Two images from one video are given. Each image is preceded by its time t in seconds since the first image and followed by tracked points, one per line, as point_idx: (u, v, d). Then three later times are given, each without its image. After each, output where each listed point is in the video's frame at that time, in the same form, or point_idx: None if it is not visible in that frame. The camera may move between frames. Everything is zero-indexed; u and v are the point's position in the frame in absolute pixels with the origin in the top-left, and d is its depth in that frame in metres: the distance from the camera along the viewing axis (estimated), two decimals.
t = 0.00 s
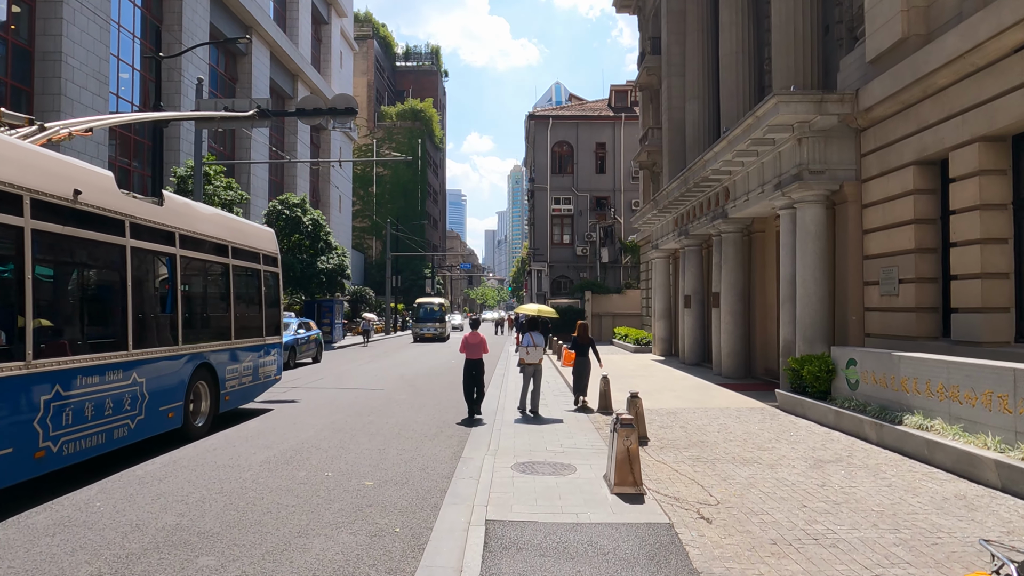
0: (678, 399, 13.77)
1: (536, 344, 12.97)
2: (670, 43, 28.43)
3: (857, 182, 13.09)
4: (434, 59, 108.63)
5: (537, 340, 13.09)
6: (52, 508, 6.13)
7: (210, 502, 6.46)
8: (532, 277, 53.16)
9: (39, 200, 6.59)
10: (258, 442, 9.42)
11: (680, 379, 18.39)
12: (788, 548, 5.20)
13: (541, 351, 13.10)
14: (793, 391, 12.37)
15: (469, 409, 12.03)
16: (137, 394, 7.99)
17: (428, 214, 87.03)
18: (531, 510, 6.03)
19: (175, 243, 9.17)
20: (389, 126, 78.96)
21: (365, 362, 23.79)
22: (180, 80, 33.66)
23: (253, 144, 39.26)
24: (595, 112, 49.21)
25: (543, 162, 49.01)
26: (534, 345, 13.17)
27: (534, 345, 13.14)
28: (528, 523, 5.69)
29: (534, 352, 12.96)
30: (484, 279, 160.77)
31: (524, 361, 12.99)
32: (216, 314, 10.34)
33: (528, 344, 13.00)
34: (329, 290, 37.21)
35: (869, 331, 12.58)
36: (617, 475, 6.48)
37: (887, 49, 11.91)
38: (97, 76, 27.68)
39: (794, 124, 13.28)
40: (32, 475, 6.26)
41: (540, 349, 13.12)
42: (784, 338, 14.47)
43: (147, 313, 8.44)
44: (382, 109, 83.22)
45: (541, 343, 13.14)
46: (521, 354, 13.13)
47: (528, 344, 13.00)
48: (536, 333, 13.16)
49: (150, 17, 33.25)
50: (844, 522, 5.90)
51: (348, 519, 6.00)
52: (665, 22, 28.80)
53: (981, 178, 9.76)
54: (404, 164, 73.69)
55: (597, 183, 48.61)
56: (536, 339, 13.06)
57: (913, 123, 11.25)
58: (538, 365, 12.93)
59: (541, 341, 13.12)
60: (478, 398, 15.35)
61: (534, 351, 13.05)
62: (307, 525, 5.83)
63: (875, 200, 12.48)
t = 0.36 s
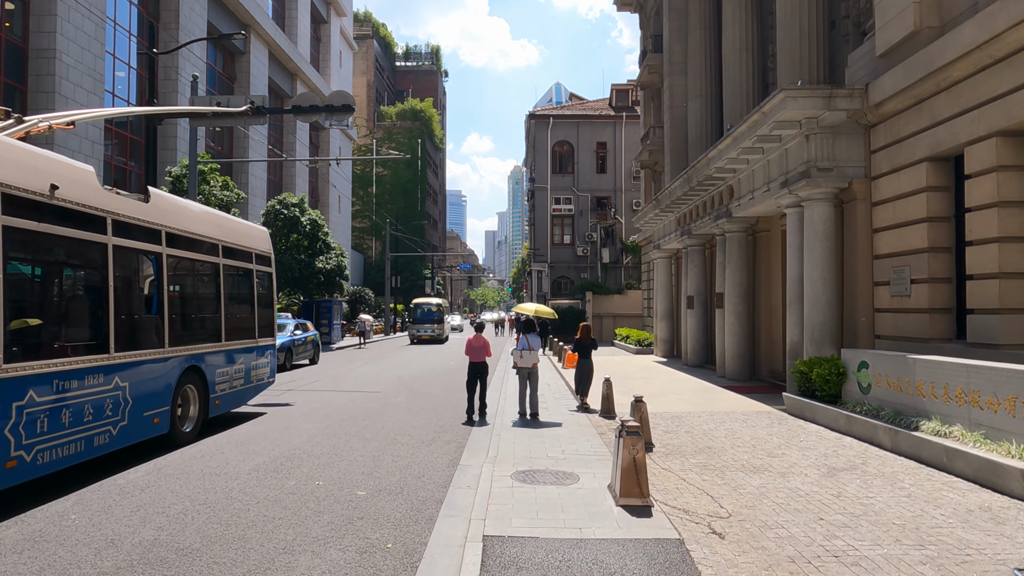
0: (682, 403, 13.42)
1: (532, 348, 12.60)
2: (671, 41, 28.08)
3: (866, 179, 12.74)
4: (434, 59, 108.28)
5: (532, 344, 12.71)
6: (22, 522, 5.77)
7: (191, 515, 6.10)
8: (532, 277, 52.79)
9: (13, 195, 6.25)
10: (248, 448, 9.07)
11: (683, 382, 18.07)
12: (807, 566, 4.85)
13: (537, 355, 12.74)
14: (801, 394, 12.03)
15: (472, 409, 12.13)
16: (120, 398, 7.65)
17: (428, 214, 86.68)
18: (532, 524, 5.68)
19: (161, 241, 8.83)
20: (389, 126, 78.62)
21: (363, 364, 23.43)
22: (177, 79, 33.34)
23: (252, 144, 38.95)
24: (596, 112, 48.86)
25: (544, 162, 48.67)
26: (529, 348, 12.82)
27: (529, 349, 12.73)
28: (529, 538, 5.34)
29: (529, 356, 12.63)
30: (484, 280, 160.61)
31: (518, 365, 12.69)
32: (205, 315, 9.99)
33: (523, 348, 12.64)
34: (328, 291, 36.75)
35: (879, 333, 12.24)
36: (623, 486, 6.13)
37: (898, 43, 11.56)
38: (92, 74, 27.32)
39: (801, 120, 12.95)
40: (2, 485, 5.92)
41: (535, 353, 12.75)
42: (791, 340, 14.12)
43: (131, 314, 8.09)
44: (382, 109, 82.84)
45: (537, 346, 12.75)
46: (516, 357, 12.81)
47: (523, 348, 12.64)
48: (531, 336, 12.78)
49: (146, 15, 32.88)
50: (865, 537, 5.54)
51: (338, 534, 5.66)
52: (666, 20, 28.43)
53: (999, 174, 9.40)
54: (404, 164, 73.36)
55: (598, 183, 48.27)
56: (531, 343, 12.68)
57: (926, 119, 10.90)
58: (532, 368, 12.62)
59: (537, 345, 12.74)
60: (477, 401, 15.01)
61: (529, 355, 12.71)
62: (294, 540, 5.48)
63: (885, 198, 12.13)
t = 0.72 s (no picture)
0: (686, 404, 13.08)
1: (530, 348, 12.30)
2: (673, 38, 27.75)
3: (875, 175, 12.41)
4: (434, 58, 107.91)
5: (530, 343, 12.41)
6: None
7: (169, 525, 5.77)
8: (532, 277, 52.44)
9: None
10: (237, 452, 8.72)
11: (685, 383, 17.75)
12: None
13: (535, 355, 12.42)
14: (808, 396, 11.69)
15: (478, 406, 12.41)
16: (100, 401, 7.33)
17: (428, 214, 86.35)
18: (530, 536, 5.36)
19: (146, 237, 8.51)
20: (389, 126, 78.28)
21: (360, 364, 23.09)
22: (174, 76, 33.03)
23: (250, 143, 38.62)
24: (597, 111, 48.52)
25: (545, 161, 48.35)
26: (527, 349, 12.51)
27: (528, 349, 12.43)
28: (527, 552, 5.00)
29: (528, 356, 12.34)
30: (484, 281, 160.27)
31: (516, 365, 12.38)
32: (193, 315, 9.67)
33: (521, 347, 12.33)
34: (326, 291, 36.36)
35: (888, 332, 11.91)
36: (627, 495, 5.81)
37: (908, 34, 11.25)
38: (87, 71, 27.00)
39: (808, 114, 12.62)
40: None
41: (533, 353, 12.44)
42: (797, 341, 13.78)
43: (112, 313, 7.77)
44: (382, 109, 82.52)
45: (535, 346, 12.46)
46: (514, 358, 12.50)
47: (522, 347, 12.32)
48: (530, 336, 12.47)
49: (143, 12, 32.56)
50: (885, 550, 5.20)
51: (325, 545, 5.32)
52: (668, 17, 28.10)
53: (1016, 168, 9.07)
54: (404, 164, 73.01)
55: (599, 182, 47.94)
56: (530, 343, 12.39)
57: (939, 111, 10.58)
58: (531, 370, 12.27)
59: (535, 344, 12.43)
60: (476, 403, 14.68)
61: (528, 355, 12.40)
62: (276, 553, 5.15)
63: (895, 194, 11.80)
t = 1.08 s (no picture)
0: (691, 407, 12.77)
1: (534, 350, 11.94)
2: (675, 36, 27.41)
3: (884, 171, 12.10)
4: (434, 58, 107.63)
5: (533, 345, 12.05)
6: None
7: (147, 538, 5.45)
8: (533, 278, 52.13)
9: None
10: (226, 458, 8.41)
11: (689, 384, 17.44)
12: None
13: (538, 357, 12.07)
14: (817, 399, 11.36)
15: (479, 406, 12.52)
16: (81, 405, 7.02)
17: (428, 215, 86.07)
18: (530, 550, 5.04)
19: (131, 235, 8.19)
20: (389, 126, 77.95)
21: (359, 366, 22.79)
22: (171, 75, 32.73)
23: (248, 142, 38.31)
24: (598, 110, 48.20)
25: (546, 160, 48.03)
26: (531, 350, 12.15)
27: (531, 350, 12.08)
28: (528, 569, 4.68)
29: (531, 358, 11.99)
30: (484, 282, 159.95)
31: (519, 367, 12.05)
32: (182, 315, 9.36)
33: (525, 349, 11.98)
34: (326, 291, 36.05)
35: (899, 333, 11.59)
36: (633, 505, 5.48)
37: (919, 26, 10.93)
38: (83, 69, 26.67)
39: (816, 109, 12.30)
40: None
41: (537, 355, 12.09)
42: (805, 342, 13.46)
43: (94, 314, 7.46)
44: (382, 109, 82.21)
45: (539, 348, 12.10)
46: (517, 359, 12.19)
47: (524, 349, 11.98)
48: (534, 338, 12.08)
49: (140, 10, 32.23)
50: (910, 565, 4.87)
51: (312, 560, 5.00)
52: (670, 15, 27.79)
53: None
54: (404, 164, 72.69)
55: (600, 182, 47.62)
56: (533, 345, 12.02)
57: (953, 105, 10.26)
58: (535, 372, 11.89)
59: (539, 346, 12.07)
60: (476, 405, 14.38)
61: (531, 357, 12.06)
62: (260, 569, 4.83)
63: (906, 191, 11.49)
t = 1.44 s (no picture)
0: (697, 407, 12.46)
1: (536, 347, 11.67)
2: (678, 32, 27.09)
3: (896, 165, 11.78)
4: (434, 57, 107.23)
5: (536, 342, 11.76)
6: None
7: (128, 547, 5.13)
8: (533, 277, 51.81)
9: None
10: (217, 460, 8.09)
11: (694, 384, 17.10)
12: None
13: (541, 354, 11.79)
14: (827, 399, 11.05)
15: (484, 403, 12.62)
16: (62, 404, 6.70)
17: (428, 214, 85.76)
18: (535, 561, 4.71)
19: (117, 227, 7.87)
20: (389, 125, 77.61)
21: (358, 365, 22.52)
22: (168, 72, 32.40)
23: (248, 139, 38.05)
24: (600, 108, 47.88)
25: (547, 159, 47.70)
26: (533, 346, 11.88)
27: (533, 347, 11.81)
28: None
29: (533, 355, 11.72)
30: (485, 282, 159.75)
31: (522, 364, 11.78)
32: (172, 312, 9.03)
33: (527, 346, 11.70)
34: (325, 290, 35.74)
35: (912, 331, 11.28)
36: (645, 511, 5.17)
37: (934, 15, 10.61)
38: (79, 65, 26.35)
39: (826, 101, 11.99)
40: None
41: (539, 351, 11.81)
42: (813, 340, 13.13)
43: (79, 310, 7.14)
44: (382, 108, 81.90)
45: (540, 344, 11.79)
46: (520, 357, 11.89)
47: (527, 346, 11.70)
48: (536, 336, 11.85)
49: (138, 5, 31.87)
50: None
51: (303, 570, 4.69)
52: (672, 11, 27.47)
53: None
54: (405, 163, 72.42)
55: (601, 180, 47.30)
56: (536, 342, 11.75)
57: (969, 95, 9.95)
58: (537, 367, 11.43)
59: (541, 343, 11.79)
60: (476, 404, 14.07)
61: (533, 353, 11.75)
62: None
63: (919, 185, 11.17)
